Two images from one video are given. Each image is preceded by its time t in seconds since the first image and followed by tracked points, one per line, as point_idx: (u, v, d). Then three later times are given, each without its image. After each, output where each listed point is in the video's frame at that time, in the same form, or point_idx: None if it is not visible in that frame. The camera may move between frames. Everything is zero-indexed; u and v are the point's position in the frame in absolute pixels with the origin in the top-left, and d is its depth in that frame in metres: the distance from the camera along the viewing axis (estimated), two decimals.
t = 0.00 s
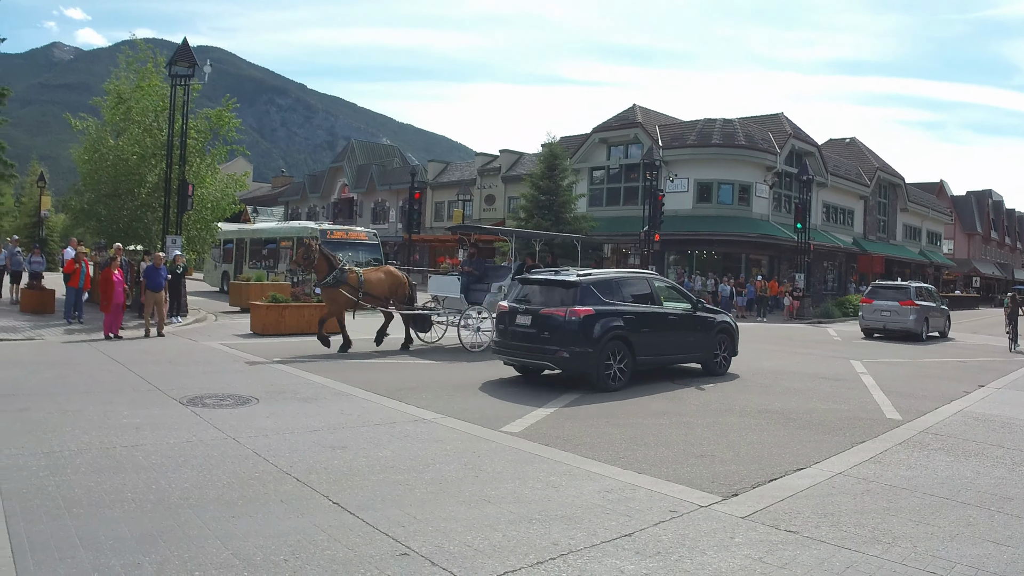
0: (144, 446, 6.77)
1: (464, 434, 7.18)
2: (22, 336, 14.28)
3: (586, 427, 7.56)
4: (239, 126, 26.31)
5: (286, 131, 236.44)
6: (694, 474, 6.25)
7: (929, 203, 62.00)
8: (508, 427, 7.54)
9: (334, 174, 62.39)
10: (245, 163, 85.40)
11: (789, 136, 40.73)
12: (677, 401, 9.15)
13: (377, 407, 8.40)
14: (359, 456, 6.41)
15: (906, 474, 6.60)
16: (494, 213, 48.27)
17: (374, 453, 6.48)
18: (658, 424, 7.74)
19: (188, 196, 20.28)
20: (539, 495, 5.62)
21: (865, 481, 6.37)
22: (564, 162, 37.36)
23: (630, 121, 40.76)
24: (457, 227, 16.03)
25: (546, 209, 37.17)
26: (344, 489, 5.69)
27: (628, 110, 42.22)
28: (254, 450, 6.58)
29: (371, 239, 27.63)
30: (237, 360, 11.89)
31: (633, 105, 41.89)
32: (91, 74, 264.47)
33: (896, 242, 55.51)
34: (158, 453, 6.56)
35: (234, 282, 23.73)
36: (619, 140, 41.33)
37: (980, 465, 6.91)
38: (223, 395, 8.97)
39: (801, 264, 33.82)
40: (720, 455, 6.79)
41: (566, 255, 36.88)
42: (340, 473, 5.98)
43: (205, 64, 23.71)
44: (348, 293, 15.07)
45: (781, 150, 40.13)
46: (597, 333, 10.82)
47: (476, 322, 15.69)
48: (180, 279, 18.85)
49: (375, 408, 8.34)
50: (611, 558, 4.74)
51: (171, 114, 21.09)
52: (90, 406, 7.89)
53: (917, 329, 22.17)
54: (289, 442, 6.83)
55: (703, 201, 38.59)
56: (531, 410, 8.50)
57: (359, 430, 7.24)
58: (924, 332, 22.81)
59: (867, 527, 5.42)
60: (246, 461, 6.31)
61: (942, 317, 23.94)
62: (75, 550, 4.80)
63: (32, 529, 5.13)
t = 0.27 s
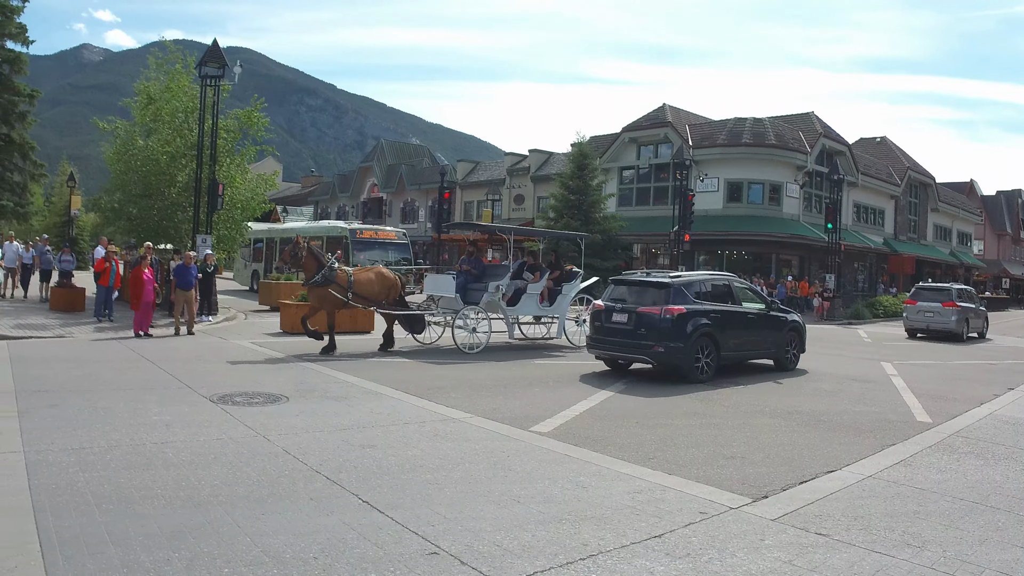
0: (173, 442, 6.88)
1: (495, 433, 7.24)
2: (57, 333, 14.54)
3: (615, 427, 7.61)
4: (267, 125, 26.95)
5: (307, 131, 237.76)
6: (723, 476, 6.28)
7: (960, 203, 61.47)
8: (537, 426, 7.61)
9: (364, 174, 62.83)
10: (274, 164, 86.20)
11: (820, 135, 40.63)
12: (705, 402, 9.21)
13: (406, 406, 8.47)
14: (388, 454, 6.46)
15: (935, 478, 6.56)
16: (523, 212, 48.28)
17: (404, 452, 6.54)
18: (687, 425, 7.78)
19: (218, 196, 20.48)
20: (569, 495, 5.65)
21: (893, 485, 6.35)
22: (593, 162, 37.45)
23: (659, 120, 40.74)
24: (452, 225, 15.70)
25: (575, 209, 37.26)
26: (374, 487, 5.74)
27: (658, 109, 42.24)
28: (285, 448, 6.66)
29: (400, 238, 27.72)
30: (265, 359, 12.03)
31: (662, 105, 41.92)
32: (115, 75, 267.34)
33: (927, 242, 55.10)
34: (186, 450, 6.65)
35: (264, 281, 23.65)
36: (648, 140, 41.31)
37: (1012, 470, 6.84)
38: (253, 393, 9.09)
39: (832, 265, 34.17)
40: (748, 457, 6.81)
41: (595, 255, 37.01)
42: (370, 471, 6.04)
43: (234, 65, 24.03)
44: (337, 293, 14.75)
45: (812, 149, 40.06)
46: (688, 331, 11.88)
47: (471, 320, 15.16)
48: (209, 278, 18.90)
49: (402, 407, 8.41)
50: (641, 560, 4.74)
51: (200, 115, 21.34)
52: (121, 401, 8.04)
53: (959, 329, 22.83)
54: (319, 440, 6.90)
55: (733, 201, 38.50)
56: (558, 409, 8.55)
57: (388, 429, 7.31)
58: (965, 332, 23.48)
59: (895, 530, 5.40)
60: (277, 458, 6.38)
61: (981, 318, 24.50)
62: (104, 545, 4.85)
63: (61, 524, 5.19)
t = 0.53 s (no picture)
0: (203, 441, 6.95)
1: (524, 435, 7.30)
2: (86, 331, 14.71)
3: (644, 430, 7.69)
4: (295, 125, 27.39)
5: (327, 132, 238.86)
6: (752, 480, 6.31)
7: (989, 204, 60.82)
8: (565, 427, 7.68)
9: (393, 174, 63.20)
10: (303, 165, 86.75)
11: (850, 135, 40.51)
12: (735, 404, 9.28)
13: (434, 406, 8.54)
14: (418, 454, 6.52)
15: (964, 482, 6.50)
16: (551, 213, 48.25)
17: (433, 452, 6.59)
18: (717, 427, 7.88)
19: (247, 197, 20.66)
20: (597, 497, 5.68)
21: (922, 489, 6.31)
22: (621, 162, 37.71)
23: (688, 120, 40.54)
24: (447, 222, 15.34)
25: (604, 209, 37.65)
26: (402, 486, 5.78)
27: (687, 109, 42.18)
28: (313, 446, 6.74)
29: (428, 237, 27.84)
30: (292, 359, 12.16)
31: (691, 105, 41.84)
32: (140, 77, 270.10)
33: (956, 243, 54.62)
34: (216, 448, 6.73)
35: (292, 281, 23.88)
36: (677, 140, 41.14)
37: None
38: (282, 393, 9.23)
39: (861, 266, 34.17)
40: (776, 460, 6.84)
41: (624, 255, 37.31)
42: (398, 471, 6.09)
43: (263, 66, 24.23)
44: (323, 293, 14.42)
45: (842, 149, 39.91)
46: (769, 330, 12.77)
47: (463, 322, 14.82)
48: (239, 278, 18.96)
49: (431, 407, 8.48)
50: (670, 562, 4.73)
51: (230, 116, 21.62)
52: (151, 400, 8.18)
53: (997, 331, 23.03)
54: (347, 439, 6.97)
55: (762, 201, 38.41)
56: (588, 411, 8.62)
57: (417, 430, 7.37)
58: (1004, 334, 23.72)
59: (923, 534, 5.35)
60: (305, 457, 6.44)
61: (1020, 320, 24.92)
62: (132, 542, 4.89)
63: (90, 522, 5.24)
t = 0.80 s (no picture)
0: (232, 441, 7.03)
1: (554, 437, 7.35)
2: (116, 331, 14.93)
3: (674, 433, 7.73)
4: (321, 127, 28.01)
5: (350, 134, 240.21)
6: (782, 484, 6.33)
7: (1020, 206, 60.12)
8: (595, 430, 7.74)
9: (422, 177, 63.53)
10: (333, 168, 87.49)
11: (880, 136, 40.39)
12: (765, 408, 9.31)
13: (463, 407, 8.60)
14: (447, 456, 6.57)
15: (995, 488, 6.43)
16: (580, 216, 48.29)
17: (462, 454, 6.64)
18: (746, 431, 7.94)
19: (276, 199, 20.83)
20: (627, 500, 5.70)
21: (952, 494, 6.26)
22: (651, 163, 37.75)
23: (718, 122, 40.46)
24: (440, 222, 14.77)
25: (633, 211, 37.66)
26: (431, 487, 5.82)
27: (716, 111, 42.16)
28: (342, 447, 6.80)
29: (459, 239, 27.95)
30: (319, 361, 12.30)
31: (721, 106, 41.79)
32: (166, 80, 273.22)
33: (986, 246, 54.08)
34: (246, 447, 6.80)
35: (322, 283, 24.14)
36: (706, 142, 41.08)
37: None
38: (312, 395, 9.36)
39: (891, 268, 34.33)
40: (805, 465, 6.83)
41: (653, 257, 37.31)
42: (426, 472, 6.13)
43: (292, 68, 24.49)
44: (306, 291, 14.20)
45: (872, 150, 39.75)
46: (842, 331, 13.89)
47: (455, 325, 14.36)
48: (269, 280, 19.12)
49: (460, 409, 8.54)
50: (700, 566, 4.70)
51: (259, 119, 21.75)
52: (181, 399, 8.32)
53: None
54: (377, 440, 7.04)
55: (793, 203, 38.21)
56: (618, 414, 8.65)
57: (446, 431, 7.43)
58: None
59: (953, 540, 5.29)
60: (334, 457, 6.49)
61: None
62: (161, 541, 4.93)
63: (118, 520, 5.29)
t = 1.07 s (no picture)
0: (262, 440, 7.12)
1: (584, 438, 7.42)
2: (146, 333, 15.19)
3: (703, 435, 7.78)
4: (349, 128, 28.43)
5: (372, 135, 241.44)
6: (812, 488, 6.32)
7: None
8: (625, 432, 7.80)
9: (450, 178, 63.95)
10: (363, 170, 88.11)
11: (909, 136, 40.18)
12: (793, 411, 9.33)
13: (493, 409, 8.71)
14: (476, 457, 6.62)
15: None
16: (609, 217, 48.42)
17: (491, 455, 6.70)
18: (775, 434, 7.99)
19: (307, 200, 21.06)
20: (656, 502, 5.72)
21: (982, 500, 6.20)
22: (681, 164, 37.70)
23: (748, 123, 40.51)
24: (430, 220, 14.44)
25: (663, 212, 37.54)
26: (459, 488, 5.85)
27: (746, 111, 42.13)
28: (370, 447, 6.88)
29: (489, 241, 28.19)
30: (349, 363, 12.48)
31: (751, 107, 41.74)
32: (191, 83, 276.28)
33: (1016, 248, 53.41)
34: (275, 447, 6.88)
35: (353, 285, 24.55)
36: (736, 143, 41.06)
37: None
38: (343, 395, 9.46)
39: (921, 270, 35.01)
40: (835, 469, 6.84)
41: (683, 259, 37.08)
42: (456, 473, 6.18)
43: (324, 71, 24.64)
44: (290, 288, 13.87)
45: (902, 150, 39.52)
46: (908, 331, 14.93)
47: (444, 329, 14.13)
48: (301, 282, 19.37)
49: (490, 410, 8.61)
50: (730, 569, 4.68)
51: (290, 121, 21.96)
52: (212, 399, 8.46)
53: None
54: (407, 441, 7.12)
55: (823, 204, 38.09)
56: (647, 416, 8.73)
57: (475, 432, 7.51)
58: None
59: (983, 546, 5.23)
60: (364, 457, 6.59)
61: None
62: (191, 539, 4.98)
63: (148, 518, 5.34)
